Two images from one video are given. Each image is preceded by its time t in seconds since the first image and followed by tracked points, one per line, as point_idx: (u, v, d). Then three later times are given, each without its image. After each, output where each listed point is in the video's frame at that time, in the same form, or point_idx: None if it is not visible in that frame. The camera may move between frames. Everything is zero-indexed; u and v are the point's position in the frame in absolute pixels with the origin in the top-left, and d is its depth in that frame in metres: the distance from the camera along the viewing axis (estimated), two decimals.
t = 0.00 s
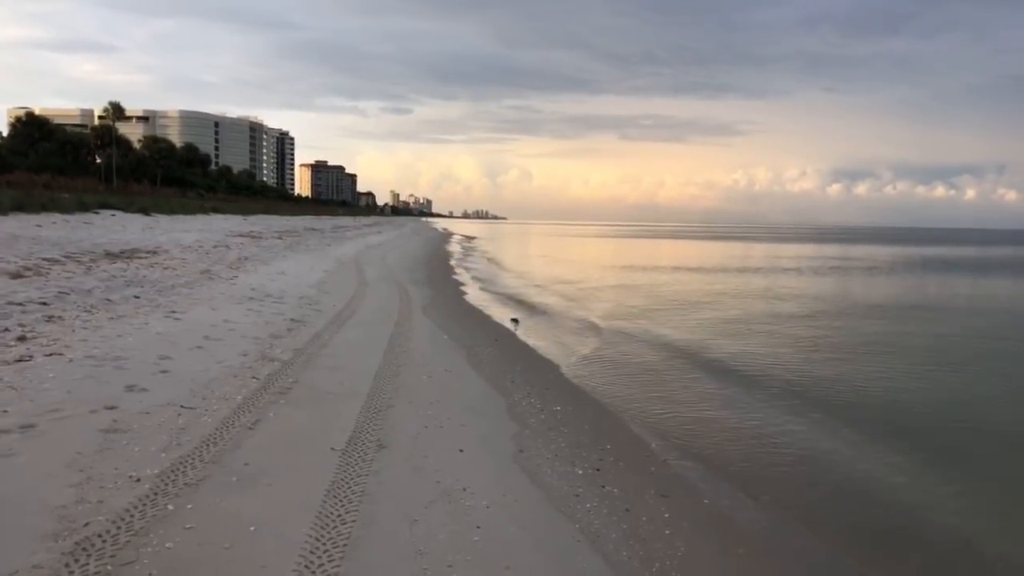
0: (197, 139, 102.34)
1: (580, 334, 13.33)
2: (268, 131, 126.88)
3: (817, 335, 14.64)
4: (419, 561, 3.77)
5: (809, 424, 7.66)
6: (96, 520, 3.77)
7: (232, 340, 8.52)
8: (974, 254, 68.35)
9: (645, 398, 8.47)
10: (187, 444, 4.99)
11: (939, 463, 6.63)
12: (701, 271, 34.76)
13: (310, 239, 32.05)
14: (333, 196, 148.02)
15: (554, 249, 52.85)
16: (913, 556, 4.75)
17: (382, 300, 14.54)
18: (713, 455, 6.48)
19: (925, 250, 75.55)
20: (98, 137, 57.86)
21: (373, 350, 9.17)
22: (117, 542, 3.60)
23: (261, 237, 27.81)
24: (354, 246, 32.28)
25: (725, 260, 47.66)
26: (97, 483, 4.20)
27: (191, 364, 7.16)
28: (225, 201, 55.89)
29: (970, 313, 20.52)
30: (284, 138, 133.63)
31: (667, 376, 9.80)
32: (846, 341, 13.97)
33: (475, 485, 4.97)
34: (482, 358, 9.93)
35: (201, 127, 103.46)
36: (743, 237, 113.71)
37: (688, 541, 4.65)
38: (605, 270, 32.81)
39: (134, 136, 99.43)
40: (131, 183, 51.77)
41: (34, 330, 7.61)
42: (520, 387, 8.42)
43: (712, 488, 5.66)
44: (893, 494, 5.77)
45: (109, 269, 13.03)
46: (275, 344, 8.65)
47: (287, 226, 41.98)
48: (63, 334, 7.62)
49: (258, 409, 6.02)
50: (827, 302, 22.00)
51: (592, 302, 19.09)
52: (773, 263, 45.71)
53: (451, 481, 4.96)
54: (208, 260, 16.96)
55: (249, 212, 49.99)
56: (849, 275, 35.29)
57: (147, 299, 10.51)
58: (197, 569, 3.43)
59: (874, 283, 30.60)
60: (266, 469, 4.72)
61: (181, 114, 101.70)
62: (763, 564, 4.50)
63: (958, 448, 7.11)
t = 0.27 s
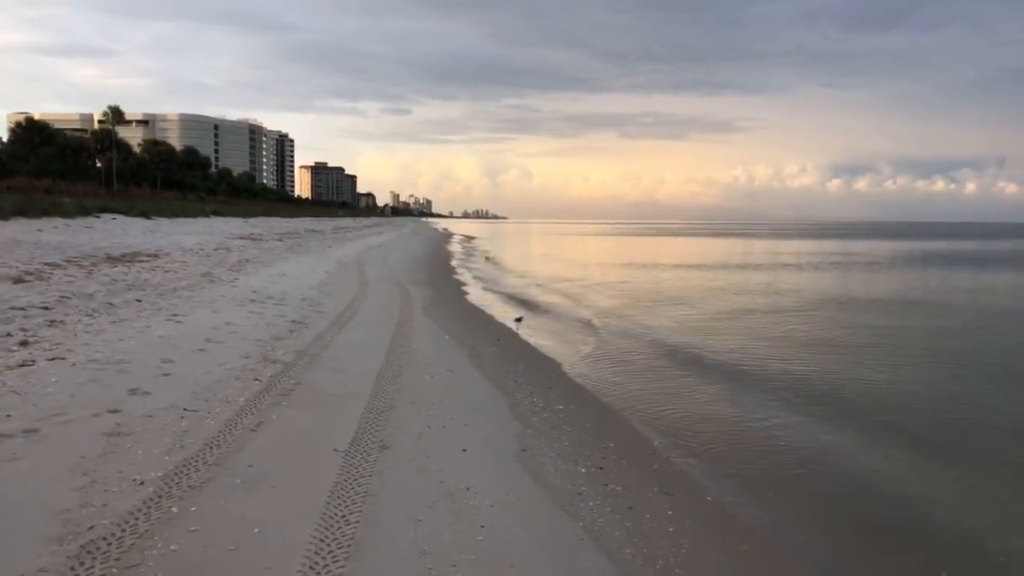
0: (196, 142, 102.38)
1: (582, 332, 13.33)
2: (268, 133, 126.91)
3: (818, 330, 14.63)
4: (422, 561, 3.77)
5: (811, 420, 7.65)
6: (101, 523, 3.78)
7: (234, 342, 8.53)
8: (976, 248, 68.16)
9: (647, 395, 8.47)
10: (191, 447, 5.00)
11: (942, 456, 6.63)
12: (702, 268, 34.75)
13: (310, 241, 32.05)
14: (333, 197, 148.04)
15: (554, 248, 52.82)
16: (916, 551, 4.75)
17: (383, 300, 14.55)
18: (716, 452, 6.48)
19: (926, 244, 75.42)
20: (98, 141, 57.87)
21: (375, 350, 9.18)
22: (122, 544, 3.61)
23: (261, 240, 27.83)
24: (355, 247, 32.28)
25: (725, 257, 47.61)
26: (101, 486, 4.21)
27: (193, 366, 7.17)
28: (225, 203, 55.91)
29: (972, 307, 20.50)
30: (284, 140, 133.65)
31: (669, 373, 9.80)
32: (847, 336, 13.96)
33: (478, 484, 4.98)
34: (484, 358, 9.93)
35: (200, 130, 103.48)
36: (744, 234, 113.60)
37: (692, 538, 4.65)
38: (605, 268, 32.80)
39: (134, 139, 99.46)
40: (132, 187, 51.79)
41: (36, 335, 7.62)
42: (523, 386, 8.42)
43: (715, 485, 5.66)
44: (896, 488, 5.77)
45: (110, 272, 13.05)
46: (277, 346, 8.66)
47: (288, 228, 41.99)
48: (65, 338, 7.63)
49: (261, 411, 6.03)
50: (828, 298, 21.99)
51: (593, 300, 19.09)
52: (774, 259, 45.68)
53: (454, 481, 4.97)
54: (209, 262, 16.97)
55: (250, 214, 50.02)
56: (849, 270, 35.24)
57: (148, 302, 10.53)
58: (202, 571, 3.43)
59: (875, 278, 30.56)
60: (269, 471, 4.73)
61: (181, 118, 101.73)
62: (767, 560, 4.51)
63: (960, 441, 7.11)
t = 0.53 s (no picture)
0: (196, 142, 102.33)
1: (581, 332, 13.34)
2: (267, 133, 126.88)
3: (818, 330, 14.63)
4: (423, 561, 3.78)
5: (811, 420, 7.66)
6: (102, 523, 3.78)
7: (234, 342, 8.53)
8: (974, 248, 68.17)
9: (647, 395, 8.47)
10: (191, 447, 5.00)
11: (942, 456, 6.64)
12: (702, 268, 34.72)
13: (310, 241, 32.04)
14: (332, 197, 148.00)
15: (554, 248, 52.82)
16: (915, 550, 4.76)
17: (383, 300, 14.55)
18: (716, 451, 6.49)
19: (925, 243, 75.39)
20: (97, 141, 57.86)
21: (374, 350, 9.18)
22: (122, 544, 3.61)
23: (261, 239, 27.84)
24: (354, 247, 32.28)
25: (725, 256, 47.61)
26: (101, 486, 4.21)
27: (193, 366, 7.17)
28: (225, 203, 55.90)
29: (973, 306, 20.49)
30: (283, 139, 133.63)
31: (669, 373, 9.80)
32: (846, 336, 13.96)
33: (478, 484, 4.98)
34: (484, 358, 9.93)
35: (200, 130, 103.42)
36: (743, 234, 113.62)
37: (691, 538, 4.66)
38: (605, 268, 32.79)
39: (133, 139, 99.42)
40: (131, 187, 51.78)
41: (36, 335, 7.62)
42: (522, 386, 8.42)
43: (715, 485, 5.66)
44: (896, 488, 5.77)
45: (110, 272, 13.05)
46: (277, 346, 8.66)
47: (287, 228, 41.99)
48: (65, 338, 7.63)
49: (260, 411, 6.03)
50: (827, 297, 21.99)
51: (592, 300, 19.10)
52: (773, 258, 45.68)
53: (454, 481, 4.97)
54: (209, 262, 16.97)
55: (250, 214, 50.02)
56: (848, 270, 35.24)
57: (148, 302, 10.53)
58: (203, 571, 3.44)
59: (874, 278, 30.55)
60: (269, 470, 4.73)
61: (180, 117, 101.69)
62: (766, 560, 4.51)
63: (960, 441, 7.11)
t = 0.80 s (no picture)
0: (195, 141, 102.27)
1: (580, 331, 13.33)
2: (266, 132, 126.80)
3: (817, 329, 14.63)
4: (422, 560, 3.79)
5: (810, 419, 7.66)
6: (102, 522, 3.79)
7: (233, 342, 8.53)
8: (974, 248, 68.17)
9: (646, 395, 8.47)
10: (191, 446, 5.01)
11: (940, 455, 6.64)
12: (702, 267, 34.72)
13: (309, 240, 32.02)
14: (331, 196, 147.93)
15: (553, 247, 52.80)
16: (914, 550, 4.76)
17: (382, 300, 14.54)
18: (715, 451, 6.49)
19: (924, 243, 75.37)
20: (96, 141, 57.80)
21: (374, 350, 9.19)
22: (122, 544, 3.61)
23: (260, 239, 27.84)
24: (354, 246, 32.27)
25: (724, 256, 47.60)
26: (101, 485, 4.22)
27: (192, 366, 7.17)
28: (224, 203, 55.85)
29: (972, 305, 20.52)
30: (282, 139, 133.55)
31: (668, 372, 9.81)
32: (845, 335, 13.96)
33: (477, 483, 4.99)
34: (483, 357, 9.93)
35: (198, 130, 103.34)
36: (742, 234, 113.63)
37: (690, 537, 4.67)
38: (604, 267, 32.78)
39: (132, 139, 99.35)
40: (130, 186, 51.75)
41: (35, 334, 7.62)
42: (522, 386, 8.43)
43: (714, 484, 5.67)
44: (894, 487, 5.78)
45: (109, 272, 13.04)
46: (276, 346, 8.66)
47: (287, 227, 41.97)
48: (64, 338, 7.63)
49: (260, 410, 6.03)
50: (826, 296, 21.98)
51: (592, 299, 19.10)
52: (772, 258, 45.64)
53: (453, 480, 4.97)
54: (208, 262, 16.96)
55: (249, 213, 50.01)
56: (848, 269, 35.23)
57: (147, 302, 10.52)
58: (203, 569, 3.45)
59: (874, 277, 30.55)
60: (269, 470, 4.74)
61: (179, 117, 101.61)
62: (765, 559, 4.52)
63: (958, 441, 7.12)
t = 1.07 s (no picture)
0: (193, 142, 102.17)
1: (579, 332, 13.34)
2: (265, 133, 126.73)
3: (814, 330, 14.65)
4: (420, 559, 3.80)
5: (807, 419, 7.67)
6: (101, 522, 3.80)
7: (232, 342, 8.54)
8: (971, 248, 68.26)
9: (645, 395, 8.49)
10: (190, 446, 5.02)
11: (938, 455, 6.66)
12: (700, 268, 34.74)
13: (308, 241, 32.01)
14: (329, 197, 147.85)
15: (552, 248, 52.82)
16: (911, 550, 4.78)
17: (380, 300, 14.55)
18: (714, 451, 6.51)
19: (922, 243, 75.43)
20: (94, 141, 57.72)
21: (372, 350, 9.20)
22: (122, 543, 3.63)
23: (259, 240, 27.84)
24: (352, 247, 32.25)
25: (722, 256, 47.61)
26: (101, 485, 4.23)
27: (191, 366, 7.18)
28: (223, 203, 55.78)
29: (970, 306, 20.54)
30: (281, 140, 133.50)
31: (666, 372, 9.82)
32: (842, 335, 13.98)
33: (476, 483, 5.01)
34: (482, 357, 9.95)
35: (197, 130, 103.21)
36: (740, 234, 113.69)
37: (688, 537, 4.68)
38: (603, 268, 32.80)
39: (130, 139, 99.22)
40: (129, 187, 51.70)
41: (34, 335, 7.63)
42: (521, 386, 8.44)
43: (712, 484, 5.69)
44: (892, 487, 5.80)
45: (107, 272, 13.04)
46: (275, 346, 8.67)
47: (285, 228, 41.95)
48: (63, 338, 7.63)
49: (259, 410, 6.04)
50: (824, 296, 22.01)
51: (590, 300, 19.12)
52: (770, 258, 45.67)
53: (452, 480, 4.99)
54: (206, 262, 16.95)
55: (248, 214, 49.98)
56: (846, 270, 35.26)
57: (146, 302, 10.52)
58: (203, 569, 3.46)
59: (872, 278, 30.57)
60: (268, 470, 4.75)
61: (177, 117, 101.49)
62: (762, 559, 4.54)
63: (955, 441, 7.14)
